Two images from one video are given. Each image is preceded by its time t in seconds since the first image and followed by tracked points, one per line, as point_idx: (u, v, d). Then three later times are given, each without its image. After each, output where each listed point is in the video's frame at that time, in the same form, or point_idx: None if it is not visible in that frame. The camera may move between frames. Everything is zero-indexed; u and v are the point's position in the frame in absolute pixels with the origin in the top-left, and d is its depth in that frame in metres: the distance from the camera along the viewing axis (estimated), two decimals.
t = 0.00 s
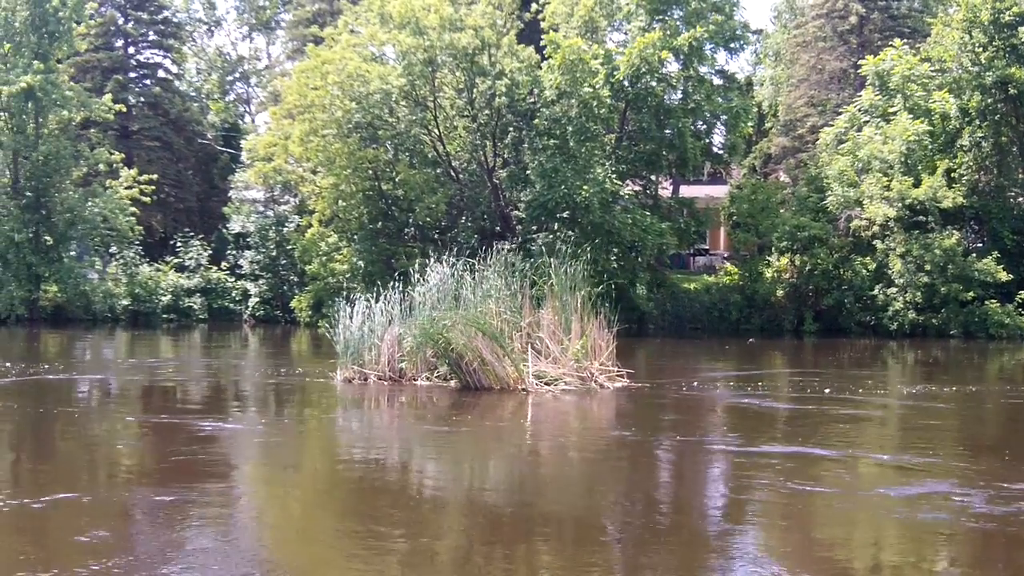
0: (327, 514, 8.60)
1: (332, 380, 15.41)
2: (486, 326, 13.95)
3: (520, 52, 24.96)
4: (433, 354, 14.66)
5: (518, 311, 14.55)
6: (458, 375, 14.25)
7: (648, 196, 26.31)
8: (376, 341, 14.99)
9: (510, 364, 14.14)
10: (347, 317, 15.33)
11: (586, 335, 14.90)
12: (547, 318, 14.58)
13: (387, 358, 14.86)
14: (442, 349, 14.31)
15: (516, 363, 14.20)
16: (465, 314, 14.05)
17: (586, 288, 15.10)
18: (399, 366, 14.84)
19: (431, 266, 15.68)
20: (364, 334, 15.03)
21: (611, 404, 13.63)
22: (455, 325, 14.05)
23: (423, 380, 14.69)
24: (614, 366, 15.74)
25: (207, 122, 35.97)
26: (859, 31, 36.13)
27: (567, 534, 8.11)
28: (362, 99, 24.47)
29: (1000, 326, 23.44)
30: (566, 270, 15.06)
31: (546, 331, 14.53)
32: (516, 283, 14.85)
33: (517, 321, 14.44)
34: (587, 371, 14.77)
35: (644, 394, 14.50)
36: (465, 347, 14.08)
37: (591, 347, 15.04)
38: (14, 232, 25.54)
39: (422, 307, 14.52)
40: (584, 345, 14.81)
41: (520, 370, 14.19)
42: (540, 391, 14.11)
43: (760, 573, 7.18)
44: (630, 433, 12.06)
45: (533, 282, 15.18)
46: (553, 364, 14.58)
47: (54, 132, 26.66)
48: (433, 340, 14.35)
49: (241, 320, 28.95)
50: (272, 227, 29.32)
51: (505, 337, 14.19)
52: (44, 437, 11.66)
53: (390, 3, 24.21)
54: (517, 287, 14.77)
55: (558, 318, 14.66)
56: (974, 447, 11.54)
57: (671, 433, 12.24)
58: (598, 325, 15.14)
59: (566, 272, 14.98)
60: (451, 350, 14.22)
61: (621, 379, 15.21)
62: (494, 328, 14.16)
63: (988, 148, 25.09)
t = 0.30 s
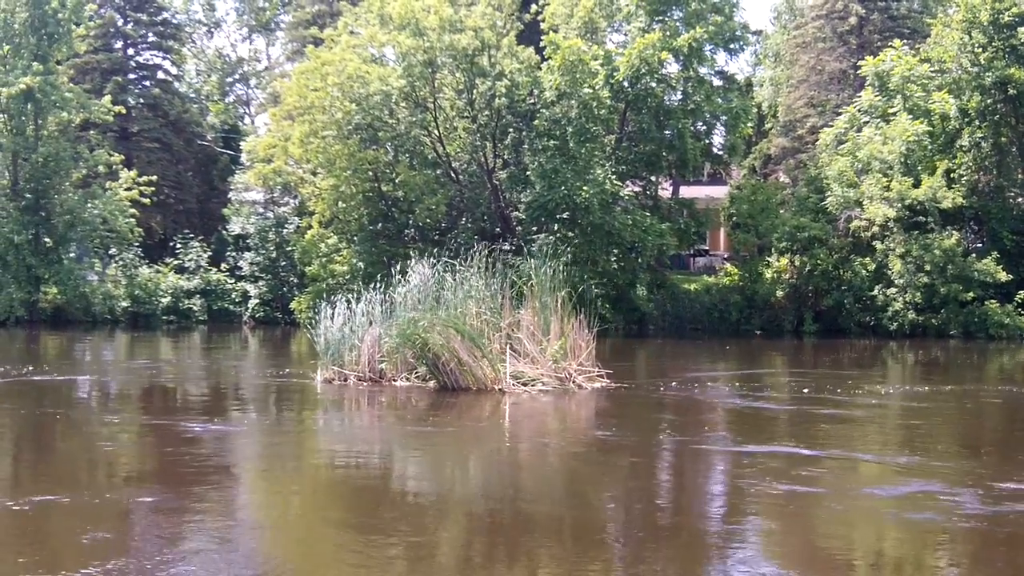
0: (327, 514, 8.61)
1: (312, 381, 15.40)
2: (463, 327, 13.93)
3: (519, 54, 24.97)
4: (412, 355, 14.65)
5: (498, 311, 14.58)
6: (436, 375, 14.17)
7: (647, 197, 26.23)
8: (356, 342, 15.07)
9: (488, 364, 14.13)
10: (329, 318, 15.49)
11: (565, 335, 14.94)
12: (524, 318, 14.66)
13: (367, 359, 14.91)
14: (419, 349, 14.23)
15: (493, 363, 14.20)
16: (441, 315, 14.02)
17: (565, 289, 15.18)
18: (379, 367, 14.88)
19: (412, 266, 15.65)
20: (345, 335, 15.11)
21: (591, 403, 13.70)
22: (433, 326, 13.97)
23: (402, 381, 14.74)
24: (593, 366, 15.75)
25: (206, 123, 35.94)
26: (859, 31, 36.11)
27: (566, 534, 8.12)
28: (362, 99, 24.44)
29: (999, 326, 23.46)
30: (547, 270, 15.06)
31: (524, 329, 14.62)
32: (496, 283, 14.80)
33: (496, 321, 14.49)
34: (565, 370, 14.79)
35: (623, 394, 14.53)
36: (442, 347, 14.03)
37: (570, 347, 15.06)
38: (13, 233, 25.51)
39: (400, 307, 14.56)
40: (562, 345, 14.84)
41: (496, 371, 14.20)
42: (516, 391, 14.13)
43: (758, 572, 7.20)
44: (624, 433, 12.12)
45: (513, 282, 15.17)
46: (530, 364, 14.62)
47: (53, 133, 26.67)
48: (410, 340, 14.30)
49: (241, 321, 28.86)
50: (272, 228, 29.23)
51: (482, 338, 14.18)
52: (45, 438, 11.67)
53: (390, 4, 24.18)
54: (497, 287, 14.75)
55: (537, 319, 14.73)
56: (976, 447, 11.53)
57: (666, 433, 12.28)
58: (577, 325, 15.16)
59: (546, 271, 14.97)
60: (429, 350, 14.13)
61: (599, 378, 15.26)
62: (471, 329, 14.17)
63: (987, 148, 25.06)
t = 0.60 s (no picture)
0: (321, 514, 8.57)
1: (286, 378, 15.47)
2: (436, 325, 13.99)
3: (515, 51, 24.99)
4: (386, 353, 14.73)
5: (473, 308, 14.66)
6: (409, 372, 14.21)
7: (642, 194, 26.28)
8: (332, 338, 15.13)
9: (459, 361, 14.18)
10: (305, 315, 15.56)
11: (539, 332, 14.98)
12: (498, 315, 14.75)
13: (342, 356, 14.97)
14: (391, 346, 14.31)
15: (465, 360, 14.26)
16: (412, 313, 14.13)
17: (540, 287, 15.25)
18: (354, 364, 14.95)
19: (388, 263, 15.68)
20: (320, 332, 15.19)
21: (567, 403, 13.60)
22: (405, 322, 14.06)
23: (377, 377, 14.82)
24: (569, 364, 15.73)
25: (201, 122, 35.75)
26: (853, 28, 36.15)
27: (561, 533, 8.07)
28: (356, 97, 24.44)
29: (994, 323, 23.42)
30: (523, 268, 15.12)
31: (498, 326, 14.67)
32: (472, 281, 14.92)
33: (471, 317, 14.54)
34: (539, 368, 14.78)
35: (593, 391, 14.53)
36: (413, 344, 14.08)
37: (543, 344, 15.08)
38: (7, 232, 25.55)
39: (378, 303, 14.61)
40: (536, 342, 14.86)
41: (469, 368, 14.24)
42: (487, 389, 14.13)
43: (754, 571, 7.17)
44: (614, 432, 12.05)
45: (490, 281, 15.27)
46: (503, 361, 14.64)
47: (47, 130, 26.67)
48: (383, 338, 14.43)
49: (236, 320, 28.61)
50: (266, 226, 29.21)
51: (455, 335, 14.30)
52: (37, 438, 11.60)
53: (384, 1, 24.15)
54: (473, 285, 14.84)
55: (512, 316, 14.82)
56: (971, 447, 11.42)
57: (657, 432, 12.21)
58: (554, 323, 15.19)
59: (522, 269, 15.05)
60: (401, 347, 14.18)
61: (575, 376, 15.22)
62: (444, 326, 14.25)
63: (981, 146, 25.21)
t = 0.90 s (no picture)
0: (317, 512, 8.53)
1: (262, 374, 15.50)
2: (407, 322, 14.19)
3: (511, 49, 25.04)
4: (361, 350, 14.73)
5: (448, 306, 14.77)
6: (382, 369, 14.39)
7: (638, 193, 26.18)
8: (308, 336, 15.11)
9: (433, 358, 14.33)
10: (282, 312, 15.56)
11: (515, 329, 15.02)
12: (473, 313, 14.81)
13: (319, 353, 14.96)
14: (365, 343, 14.50)
15: (439, 357, 14.38)
16: (384, 310, 14.34)
17: (516, 285, 15.35)
18: (330, 361, 14.94)
19: (365, 260, 15.74)
20: (296, 329, 15.17)
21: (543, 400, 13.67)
22: (378, 320, 14.31)
23: (352, 374, 14.78)
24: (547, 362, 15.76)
25: (196, 118, 35.46)
26: (849, 28, 36.09)
27: (559, 532, 8.04)
28: (352, 94, 24.50)
29: (989, 323, 23.56)
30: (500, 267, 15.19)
31: (471, 324, 14.72)
32: (448, 278, 15.05)
33: (446, 314, 14.65)
34: (514, 365, 14.83)
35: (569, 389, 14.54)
36: (386, 342, 14.29)
37: (519, 342, 15.10)
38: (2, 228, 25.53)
39: (353, 300, 14.64)
40: (511, 339, 14.93)
41: (442, 365, 14.38)
42: (459, 386, 14.23)
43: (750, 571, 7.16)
44: (600, 430, 12.12)
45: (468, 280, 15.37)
46: (476, 358, 14.71)
47: (43, 127, 26.66)
48: (357, 335, 14.54)
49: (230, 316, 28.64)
50: (261, 223, 28.97)
51: (427, 333, 14.41)
52: (32, 434, 11.58)
53: None
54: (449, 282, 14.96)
55: (486, 314, 14.86)
56: (968, 447, 11.38)
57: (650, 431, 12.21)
58: (530, 321, 15.24)
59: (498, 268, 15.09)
60: (375, 345, 14.40)
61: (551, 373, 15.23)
62: (418, 325, 14.43)
63: (977, 145, 25.46)
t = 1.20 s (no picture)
0: (315, 512, 8.52)
1: (243, 373, 15.49)
2: (383, 320, 14.33)
3: (510, 48, 25.01)
4: (341, 349, 14.74)
5: (427, 306, 14.90)
6: (360, 367, 14.51)
7: (638, 192, 26.19)
8: (289, 335, 15.10)
9: (408, 358, 14.39)
10: (263, 311, 15.58)
11: (494, 328, 15.11)
12: (452, 313, 14.91)
13: (300, 351, 14.97)
14: (343, 341, 14.58)
15: (415, 356, 14.45)
16: (359, 307, 14.48)
17: (496, 284, 15.42)
18: (311, 360, 14.94)
19: (348, 260, 15.97)
20: (277, 328, 15.18)
21: (523, 399, 13.70)
22: (354, 317, 14.43)
23: (333, 373, 14.78)
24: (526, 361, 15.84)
25: (198, 117, 35.41)
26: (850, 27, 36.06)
27: (557, 532, 8.04)
28: (353, 94, 24.53)
29: (989, 322, 23.60)
30: (479, 267, 15.30)
31: (449, 322, 14.83)
32: (429, 277, 15.13)
33: (424, 315, 14.82)
34: (493, 364, 14.86)
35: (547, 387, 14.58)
36: (362, 340, 14.43)
37: (499, 339, 15.15)
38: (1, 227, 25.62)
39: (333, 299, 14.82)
40: (490, 338, 14.99)
41: (419, 364, 14.44)
42: (436, 384, 14.30)
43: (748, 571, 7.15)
44: (595, 430, 12.14)
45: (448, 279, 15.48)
46: (454, 357, 14.78)
47: (44, 126, 26.71)
48: (335, 334, 14.62)
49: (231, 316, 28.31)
50: (261, 222, 28.91)
51: (404, 332, 14.52)
52: (30, 433, 11.59)
53: None
54: (428, 281, 15.08)
55: (464, 313, 14.96)
56: (966, 447, 11.35)
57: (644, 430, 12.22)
58: (510, 320, 15.30)
59: (478, 268, 15.21)
60: (352, 344, 14.53)
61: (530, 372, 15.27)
62: (397, 324, 14.62)
63: (977, 144, 25.39)
